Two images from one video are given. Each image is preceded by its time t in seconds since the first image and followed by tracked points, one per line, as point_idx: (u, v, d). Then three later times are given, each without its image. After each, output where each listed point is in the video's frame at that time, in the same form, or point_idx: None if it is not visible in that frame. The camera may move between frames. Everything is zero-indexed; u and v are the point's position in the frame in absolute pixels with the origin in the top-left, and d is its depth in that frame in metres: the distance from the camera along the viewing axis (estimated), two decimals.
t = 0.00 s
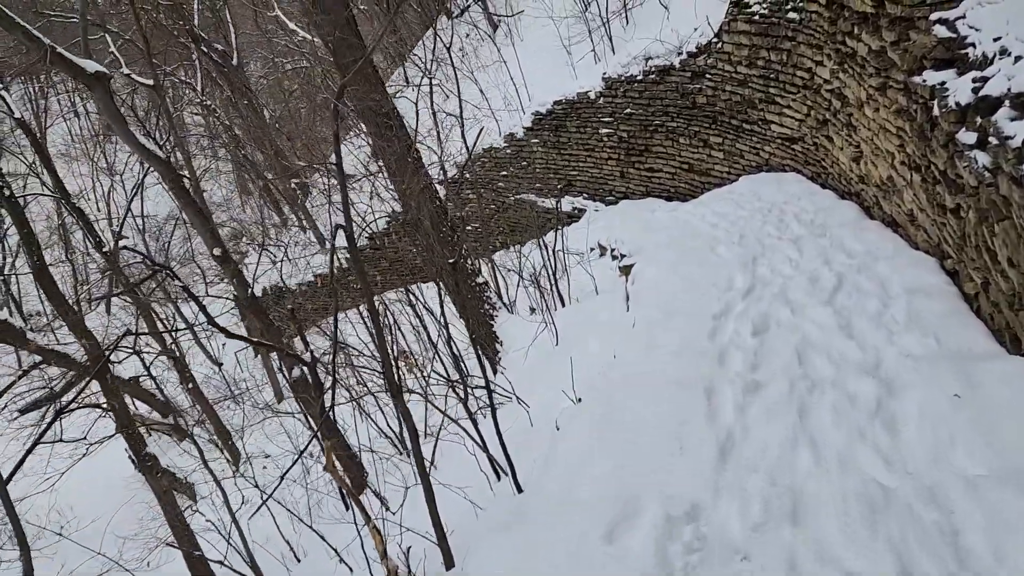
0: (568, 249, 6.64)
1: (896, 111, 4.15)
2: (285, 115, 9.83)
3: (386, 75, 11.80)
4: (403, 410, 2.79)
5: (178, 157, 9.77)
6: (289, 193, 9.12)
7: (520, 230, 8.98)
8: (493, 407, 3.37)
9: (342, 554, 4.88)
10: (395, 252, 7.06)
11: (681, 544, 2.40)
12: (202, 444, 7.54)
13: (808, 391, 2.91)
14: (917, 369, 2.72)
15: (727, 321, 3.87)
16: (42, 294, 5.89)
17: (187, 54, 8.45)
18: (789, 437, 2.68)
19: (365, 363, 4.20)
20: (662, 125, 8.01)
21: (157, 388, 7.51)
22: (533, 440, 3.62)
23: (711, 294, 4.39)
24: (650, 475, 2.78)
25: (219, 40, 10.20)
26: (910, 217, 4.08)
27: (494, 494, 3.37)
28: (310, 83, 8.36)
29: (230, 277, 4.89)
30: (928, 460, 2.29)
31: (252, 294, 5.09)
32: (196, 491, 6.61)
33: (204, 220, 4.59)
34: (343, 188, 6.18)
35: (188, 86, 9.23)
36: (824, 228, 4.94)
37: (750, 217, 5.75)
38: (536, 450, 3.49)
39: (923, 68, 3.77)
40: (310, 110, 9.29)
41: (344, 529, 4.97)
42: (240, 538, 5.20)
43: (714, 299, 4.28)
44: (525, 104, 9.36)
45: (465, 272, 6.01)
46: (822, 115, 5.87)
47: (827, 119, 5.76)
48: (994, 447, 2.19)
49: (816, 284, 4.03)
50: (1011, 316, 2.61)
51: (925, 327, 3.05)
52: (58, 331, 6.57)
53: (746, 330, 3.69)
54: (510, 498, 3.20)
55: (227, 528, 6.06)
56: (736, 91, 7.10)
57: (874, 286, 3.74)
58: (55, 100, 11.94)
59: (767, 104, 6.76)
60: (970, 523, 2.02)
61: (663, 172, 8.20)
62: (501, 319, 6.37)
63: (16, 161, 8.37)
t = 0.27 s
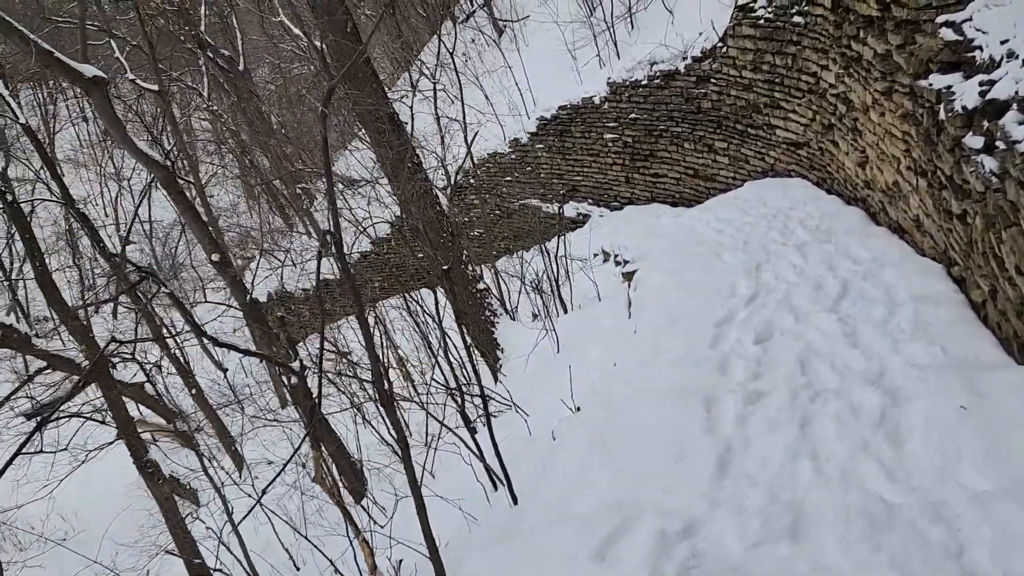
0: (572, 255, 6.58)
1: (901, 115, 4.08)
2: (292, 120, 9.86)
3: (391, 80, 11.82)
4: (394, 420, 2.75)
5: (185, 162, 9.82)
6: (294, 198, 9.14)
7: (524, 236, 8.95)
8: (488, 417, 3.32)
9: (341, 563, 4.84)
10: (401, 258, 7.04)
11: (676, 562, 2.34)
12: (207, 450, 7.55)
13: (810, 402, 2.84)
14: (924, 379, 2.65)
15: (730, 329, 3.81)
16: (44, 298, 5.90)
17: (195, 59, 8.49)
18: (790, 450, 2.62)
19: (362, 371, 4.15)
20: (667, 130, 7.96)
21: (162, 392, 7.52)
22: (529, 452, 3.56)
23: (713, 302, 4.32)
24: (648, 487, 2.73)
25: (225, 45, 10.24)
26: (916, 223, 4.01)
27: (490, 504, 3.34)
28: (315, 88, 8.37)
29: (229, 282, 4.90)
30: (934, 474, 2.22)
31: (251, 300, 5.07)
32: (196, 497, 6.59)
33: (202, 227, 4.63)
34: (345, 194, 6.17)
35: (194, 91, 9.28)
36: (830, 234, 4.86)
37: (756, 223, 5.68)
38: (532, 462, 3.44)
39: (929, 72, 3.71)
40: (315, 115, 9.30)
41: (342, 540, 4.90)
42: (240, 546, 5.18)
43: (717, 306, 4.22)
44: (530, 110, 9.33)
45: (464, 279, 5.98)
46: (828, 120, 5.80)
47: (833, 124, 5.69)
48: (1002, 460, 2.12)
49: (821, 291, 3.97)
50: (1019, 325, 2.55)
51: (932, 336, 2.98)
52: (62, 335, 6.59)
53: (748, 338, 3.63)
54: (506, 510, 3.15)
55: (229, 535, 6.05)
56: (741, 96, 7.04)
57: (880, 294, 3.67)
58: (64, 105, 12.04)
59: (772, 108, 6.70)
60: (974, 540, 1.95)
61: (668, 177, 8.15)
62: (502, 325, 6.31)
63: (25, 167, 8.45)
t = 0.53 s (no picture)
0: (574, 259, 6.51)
1: (905, 117, 4.00)
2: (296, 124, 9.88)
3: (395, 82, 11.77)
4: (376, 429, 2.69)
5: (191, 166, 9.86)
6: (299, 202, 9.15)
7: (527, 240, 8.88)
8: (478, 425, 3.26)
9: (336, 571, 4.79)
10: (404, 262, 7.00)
11: None
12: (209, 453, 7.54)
13: (807, 411, 2.76)
14: (924, 388, 2.57)
15: (728, 335, 3.73)
16: (41, 300, 5.89)
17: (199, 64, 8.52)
18: (784, 461, 2.54)
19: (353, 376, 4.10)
20: (670, 134, 7.89)
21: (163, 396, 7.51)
22: (520, 461, 3.50)
23: (713, 307, 4.24)
24: (636, 497, 2.67)
25: (229, 48, 10.25)
26: (921, 228, 3.92)
27: (480, 514, 3.28)
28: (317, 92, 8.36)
29: (223, 286, 4.89)
30: (932, 487, 2.14)
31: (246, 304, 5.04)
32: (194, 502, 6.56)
33: (194, 228, 4.72)
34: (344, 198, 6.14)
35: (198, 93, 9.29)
36: (833, 238, 4.77)
37: (759, 227, 5.59)
38: (522, 472, 3.37)
39: (933, 73, 3.62)
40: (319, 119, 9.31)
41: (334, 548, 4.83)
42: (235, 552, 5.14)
43: (716, 312, 4.13)
44: (534, 114, 9.29)
45: (457, 283, 5.90)
46: (832, 123, 5.71)
47: (837, 127, 5.60)
48: (1002, 473, 2.04)
49: (822, 297, 3.88)
50: None
51: (933, 343, 2.90)
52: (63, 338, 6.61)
53: (746, 345, 3.55)
54: (495, 520, 3.09)
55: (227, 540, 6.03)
56: (745, 99, 6.96)
57: (882, 300, 3.58)
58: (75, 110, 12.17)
59: (777, 112, 6.61)
60: (973, 558, 1.87)
61: (672, 181, 8.07)
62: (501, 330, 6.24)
63: (32, 171, 8.53)
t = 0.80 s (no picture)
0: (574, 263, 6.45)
1: (909, 120, 3.92)
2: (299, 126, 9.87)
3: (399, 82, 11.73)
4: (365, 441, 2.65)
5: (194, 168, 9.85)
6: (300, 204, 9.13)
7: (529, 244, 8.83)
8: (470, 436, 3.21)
9: None
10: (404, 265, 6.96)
11: None
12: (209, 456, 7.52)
13: (807, 423, 2.70)
14: (927, 403, 2.51)
15: (728, 343, 3.66)
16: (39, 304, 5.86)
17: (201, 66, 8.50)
18: (781, 476, 2.48)
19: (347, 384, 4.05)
20: (673, 136, 7.82)
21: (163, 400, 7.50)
22: (511, 472, 3.47)
23: (712, 314, 4.16)
24: (625, 513, 2.61)
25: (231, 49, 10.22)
26: (926, 233, 3.86)
27: (473, 526, 3.24)
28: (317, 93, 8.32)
29: (219, 291, 4.85)
30: (934, 506, 2.08)
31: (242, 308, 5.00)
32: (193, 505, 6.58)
33: (189, 232, 4.74)
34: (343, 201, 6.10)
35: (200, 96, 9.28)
36: (837, 243, 4.69)
37: (761, 231, 5.52)
38: (512, 484, 3.34)
39: (938, 75, 3.54)
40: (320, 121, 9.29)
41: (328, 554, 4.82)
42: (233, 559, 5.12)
43: (716, 318, 4.06)
44: (536, 117, 9.23)
45: (455, 286, 5.85)
46: (837, 125, 5.63)
47: (841, 130, 5.52)
48: (1007, 494, 1.98)
49: (824, 304, 3.81)
50: None
51: (937, 354, 2.84)
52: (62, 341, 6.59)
53: (746, 353, 3.48)
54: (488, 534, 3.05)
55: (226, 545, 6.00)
56: (749, 101, 6.88)
57: (885, 308, 3.51)
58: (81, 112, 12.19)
59: (780, 114, 6.53)
60: None
61: (675, 184, 8.00)
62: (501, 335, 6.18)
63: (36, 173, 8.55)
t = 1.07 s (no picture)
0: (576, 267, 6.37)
1: (917, 124, 3.84)
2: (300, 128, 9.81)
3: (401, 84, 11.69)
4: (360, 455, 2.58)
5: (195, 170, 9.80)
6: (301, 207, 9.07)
7: (530, 246, 8.77)
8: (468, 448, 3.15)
9: None
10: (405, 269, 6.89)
11: None
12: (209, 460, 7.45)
13: (814, 438, 2.64)
14: (939, 417, 2.45)
15: (732, 351, 3.59)
16: (37, 309, 5.81)
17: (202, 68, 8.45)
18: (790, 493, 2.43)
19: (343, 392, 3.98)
20: (676, 138, 7.75)
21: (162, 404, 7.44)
22: (510, 483, 3.42)
23: (715, 320, 4.10)
24: (628, 530, 2.55)
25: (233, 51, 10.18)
26: (933, 238, 3.78)
27: (471, 539, 3.19)
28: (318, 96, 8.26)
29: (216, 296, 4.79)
30: (950, 530, 2.04)
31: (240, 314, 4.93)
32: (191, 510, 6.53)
33: (186, 236, 4.69)
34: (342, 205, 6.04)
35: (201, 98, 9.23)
36: (842, 248, 4.62)
37: (765, 235, 5.45)
38: (512, 496, 3.28)
39: (946, 77, 3.46)
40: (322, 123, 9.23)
41: (325, 562, 4.77)
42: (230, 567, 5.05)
43: (719, 325, 3.99)
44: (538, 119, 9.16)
45: (455, 291, 5.78)
46: (841, 128, 5.56)
47: (846, 133, 5.45)
48: None
49: (830, 311, 3.74)
50: None
51: (947, 364, 2.78)
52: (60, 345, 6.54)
53: (750, 362, 3.41)
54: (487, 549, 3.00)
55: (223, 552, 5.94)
56: (752, 103, 6.81)
57: (893, 315, 3.45)
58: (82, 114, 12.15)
59: (784, 116, 6.46)
60: None
61: (677, 187, 7.92)
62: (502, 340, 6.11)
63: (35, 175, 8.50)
